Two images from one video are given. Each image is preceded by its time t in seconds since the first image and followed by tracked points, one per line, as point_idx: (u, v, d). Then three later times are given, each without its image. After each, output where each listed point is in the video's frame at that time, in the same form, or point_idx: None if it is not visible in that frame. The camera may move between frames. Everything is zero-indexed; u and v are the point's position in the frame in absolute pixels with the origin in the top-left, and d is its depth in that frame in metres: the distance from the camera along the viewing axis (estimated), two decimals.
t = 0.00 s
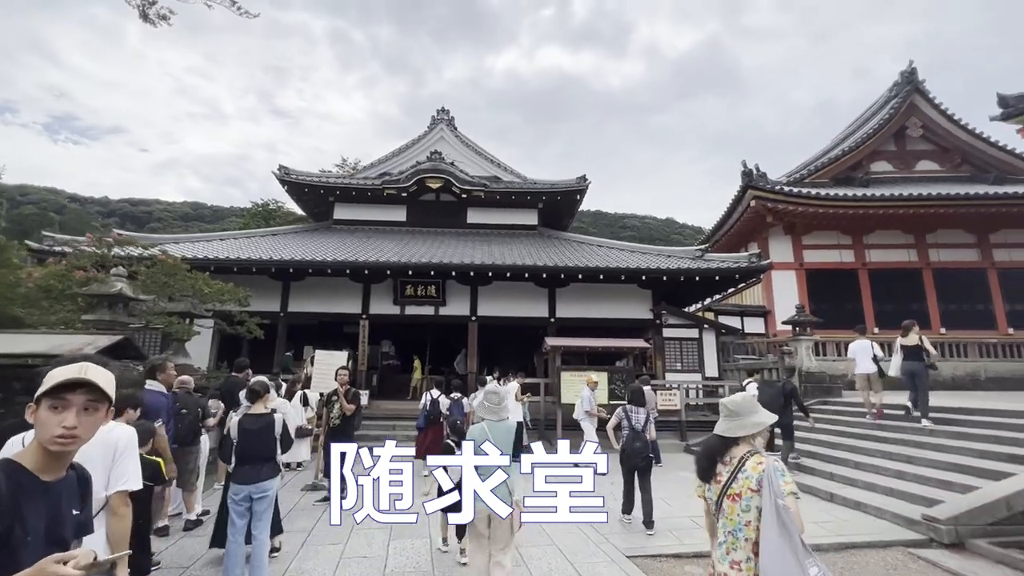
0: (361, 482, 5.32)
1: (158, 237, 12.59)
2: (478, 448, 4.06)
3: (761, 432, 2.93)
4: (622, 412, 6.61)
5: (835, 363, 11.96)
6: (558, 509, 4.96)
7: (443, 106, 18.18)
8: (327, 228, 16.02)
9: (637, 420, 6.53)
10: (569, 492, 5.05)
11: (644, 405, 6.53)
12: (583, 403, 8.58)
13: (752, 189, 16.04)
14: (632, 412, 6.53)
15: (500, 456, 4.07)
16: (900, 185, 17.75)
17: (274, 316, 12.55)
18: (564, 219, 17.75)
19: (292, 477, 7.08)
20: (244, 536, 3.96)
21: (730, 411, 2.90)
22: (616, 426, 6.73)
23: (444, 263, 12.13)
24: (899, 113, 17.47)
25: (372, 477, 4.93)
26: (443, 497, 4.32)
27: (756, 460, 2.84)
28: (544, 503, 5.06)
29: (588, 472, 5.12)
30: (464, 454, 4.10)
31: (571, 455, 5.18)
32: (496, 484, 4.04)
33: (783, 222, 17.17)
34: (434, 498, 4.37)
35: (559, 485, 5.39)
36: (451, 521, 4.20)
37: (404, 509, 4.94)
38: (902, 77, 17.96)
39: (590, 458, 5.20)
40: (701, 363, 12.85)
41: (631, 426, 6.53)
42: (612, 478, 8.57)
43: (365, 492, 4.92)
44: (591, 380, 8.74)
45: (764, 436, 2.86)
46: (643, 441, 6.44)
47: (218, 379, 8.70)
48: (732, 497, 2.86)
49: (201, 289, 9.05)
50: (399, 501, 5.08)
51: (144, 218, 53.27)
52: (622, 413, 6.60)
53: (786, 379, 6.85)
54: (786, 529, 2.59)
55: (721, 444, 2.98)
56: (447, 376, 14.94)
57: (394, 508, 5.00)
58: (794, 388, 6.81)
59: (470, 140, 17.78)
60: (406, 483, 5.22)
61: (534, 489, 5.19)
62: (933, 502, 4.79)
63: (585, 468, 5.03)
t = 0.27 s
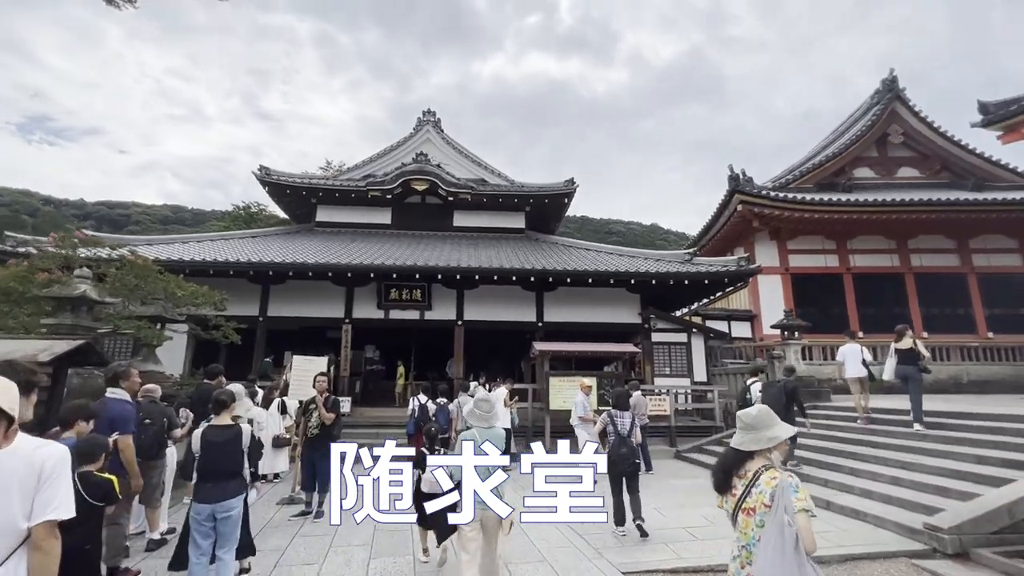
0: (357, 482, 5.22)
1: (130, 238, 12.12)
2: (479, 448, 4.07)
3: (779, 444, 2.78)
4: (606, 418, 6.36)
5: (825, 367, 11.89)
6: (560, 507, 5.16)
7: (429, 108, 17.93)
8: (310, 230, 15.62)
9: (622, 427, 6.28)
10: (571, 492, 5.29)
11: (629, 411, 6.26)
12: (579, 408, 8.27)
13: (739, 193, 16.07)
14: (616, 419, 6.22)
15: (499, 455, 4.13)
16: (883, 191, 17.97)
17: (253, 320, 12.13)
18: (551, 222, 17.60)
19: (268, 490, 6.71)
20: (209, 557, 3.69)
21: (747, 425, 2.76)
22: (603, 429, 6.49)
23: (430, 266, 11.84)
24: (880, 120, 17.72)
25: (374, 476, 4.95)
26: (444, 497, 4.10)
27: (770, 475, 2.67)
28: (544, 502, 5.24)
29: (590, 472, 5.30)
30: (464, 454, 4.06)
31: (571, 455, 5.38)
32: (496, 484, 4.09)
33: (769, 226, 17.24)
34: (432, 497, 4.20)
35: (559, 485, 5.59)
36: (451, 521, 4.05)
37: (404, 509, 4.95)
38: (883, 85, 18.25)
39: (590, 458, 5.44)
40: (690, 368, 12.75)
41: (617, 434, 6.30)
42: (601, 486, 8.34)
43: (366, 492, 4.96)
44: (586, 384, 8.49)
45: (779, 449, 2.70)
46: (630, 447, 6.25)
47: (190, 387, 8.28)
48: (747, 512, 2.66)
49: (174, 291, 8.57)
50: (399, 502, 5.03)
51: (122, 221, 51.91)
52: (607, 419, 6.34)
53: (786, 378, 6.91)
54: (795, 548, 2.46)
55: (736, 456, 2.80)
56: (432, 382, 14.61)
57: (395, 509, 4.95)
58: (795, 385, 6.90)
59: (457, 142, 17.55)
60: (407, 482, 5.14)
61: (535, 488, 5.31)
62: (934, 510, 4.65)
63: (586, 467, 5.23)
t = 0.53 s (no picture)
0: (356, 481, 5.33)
1: (97, 237, 11.57)
2: (479, 448, 4.37)
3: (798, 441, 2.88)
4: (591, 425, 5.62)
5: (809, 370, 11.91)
6: (558, 509, 4.98)
7: (413, 108, 17.67)
8: (289, 231, 15.19)
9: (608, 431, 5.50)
10: (570, 493, 5.09)
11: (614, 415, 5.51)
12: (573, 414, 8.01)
13: (722, 198, 16.17)
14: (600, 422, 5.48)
15: (498, 456, 4.46)
16: (860, 197, 18.30)
17: (228, 324, 11.68)
18: (536, 225, 17.46)
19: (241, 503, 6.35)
20: None
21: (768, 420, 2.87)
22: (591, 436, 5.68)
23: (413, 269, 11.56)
24: (858, 128, 18.08)
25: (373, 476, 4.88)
26: (443, 497, 4.30)
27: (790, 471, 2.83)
28: (543, 503, 5.05)
29: (588, 472, 5.22)
30: (465, 454, 4.34)
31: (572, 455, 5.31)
32: (496, 484, 4.36)
33: (751, 231, 17.39)
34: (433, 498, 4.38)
35: (558, 485, 5.42)
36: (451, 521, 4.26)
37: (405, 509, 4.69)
38: (860, 94, 18.63)
39: (591, 457, 5.30)
40: (675, 372, 12.72)
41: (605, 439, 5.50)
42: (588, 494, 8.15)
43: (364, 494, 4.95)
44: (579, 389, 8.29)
45: (801, 446, 2.81)
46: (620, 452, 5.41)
47: (157, 393, 7.85)
48: (767, 507, 2.84)
49: (143, 293, 8.12)
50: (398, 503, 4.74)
51: (93, 221, 50.19)
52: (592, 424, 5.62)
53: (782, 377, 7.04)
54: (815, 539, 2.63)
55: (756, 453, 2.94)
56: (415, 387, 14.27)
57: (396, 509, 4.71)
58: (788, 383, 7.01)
59: (441, 143, 17.31)
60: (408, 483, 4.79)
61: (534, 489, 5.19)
62: (931, 516, 4.58)
63: (586, 467, 5.20)
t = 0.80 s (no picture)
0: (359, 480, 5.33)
1: (65, 233, 11.01)
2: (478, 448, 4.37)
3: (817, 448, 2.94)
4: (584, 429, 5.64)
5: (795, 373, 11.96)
6: (558, 509, 4.98)
7: (399, 106, 17.38)
8: (269, 230, 14.74)
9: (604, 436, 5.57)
10: (571, 492, 5.09)
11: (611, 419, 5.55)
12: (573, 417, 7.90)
13: (709, 202, 16.25)
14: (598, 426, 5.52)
15: (497, 456, 4.50)
16: (842, 203, 18.60)
17: (204, 325, 11.24)
18: (523, 227, 17.32)
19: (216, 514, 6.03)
20: None
21: (785, 427, 2.96)
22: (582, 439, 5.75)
23: (398, 269, 11.27)
24: (840, 135, 18.38)
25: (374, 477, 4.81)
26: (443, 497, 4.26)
27: (806, 477, 2.86)
28: (543, 503, 5.01)
29: (586, 473, 5.23)
30: (465, 454, 4.32)
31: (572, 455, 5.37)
32: (495, 483, 4.35)
33: (737, 235, 17.50)
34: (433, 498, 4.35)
35: (558, 485, 5.38)
36: (451, 521, 4.26)
37: (405, 510, 4.69)
38: (842, 101, 18.97)
39: (590, 457, 5.32)
40: (663, 375, 12.70)
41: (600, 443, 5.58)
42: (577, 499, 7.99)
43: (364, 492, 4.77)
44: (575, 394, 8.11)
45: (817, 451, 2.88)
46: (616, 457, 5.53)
47: (126, 398, 7.43)
48: (786, 511, 2.86)
49: (112, 291, 7.73)
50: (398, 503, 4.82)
51: (64, 219, 48.45)
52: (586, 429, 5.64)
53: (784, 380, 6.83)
54: (833, 544, 2.60)
55: (773, 461, 3.01)
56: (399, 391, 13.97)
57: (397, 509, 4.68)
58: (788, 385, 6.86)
59: (427, 142, 17.04)
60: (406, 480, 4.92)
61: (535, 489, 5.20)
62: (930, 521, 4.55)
63: (586, 468, 5.20)
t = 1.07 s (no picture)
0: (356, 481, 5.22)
1: (58, 232, 10.77)
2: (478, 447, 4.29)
3: (837, 452, 2.68)
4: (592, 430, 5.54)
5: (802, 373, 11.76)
6: (558, 509, 4.93)
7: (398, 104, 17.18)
8: (267, 229, 14.52)
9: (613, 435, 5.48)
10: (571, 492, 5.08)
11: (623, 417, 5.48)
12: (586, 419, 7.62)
13: (712, 200, 16.06)
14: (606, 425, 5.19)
15: (498, 456, 4.39)
16: (845, 201, 18.42)
17: (200, 325, 11.02)
18: (524, 225, 17.12)
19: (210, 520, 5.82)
20: None
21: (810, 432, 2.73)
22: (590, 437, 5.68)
23: (397, 267, 11.06)
24: (844, 132, 18.21)
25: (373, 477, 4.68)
26: (443, 496, 4.18)
27: (824, 481, 2.63)
28: (543, 503, 5.01)
29: (587, 473, 5.14)
30: (465, 454, 4.25)
31: (572, 455, 5.29)
32: (496, 483, 4.26)
33: (740, 234, 17.30)
34: (432, 498, 4.28)
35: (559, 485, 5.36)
36: (451, 521, 4.15)
37: (404, 510, 4.66)
38: (845, 99, 18.80)
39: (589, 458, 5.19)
40: (667, 375, 12.49)
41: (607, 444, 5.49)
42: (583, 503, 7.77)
43: (364, 494, 4.59)
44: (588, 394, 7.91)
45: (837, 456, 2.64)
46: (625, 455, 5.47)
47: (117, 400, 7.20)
48: (804, 515, 2.66)
49: (104, 291, 7.50)
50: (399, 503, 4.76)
51: (62, 220, 48.18)
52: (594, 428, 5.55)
53: (810, 376, 6.47)
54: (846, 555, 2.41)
55: (794, 464, 2.80)
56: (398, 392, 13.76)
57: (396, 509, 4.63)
58: (815, 382, 6.47)
59: (426, 140, 16.83)
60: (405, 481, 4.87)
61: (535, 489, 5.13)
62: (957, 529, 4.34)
63: (586, 469, 5.13)
